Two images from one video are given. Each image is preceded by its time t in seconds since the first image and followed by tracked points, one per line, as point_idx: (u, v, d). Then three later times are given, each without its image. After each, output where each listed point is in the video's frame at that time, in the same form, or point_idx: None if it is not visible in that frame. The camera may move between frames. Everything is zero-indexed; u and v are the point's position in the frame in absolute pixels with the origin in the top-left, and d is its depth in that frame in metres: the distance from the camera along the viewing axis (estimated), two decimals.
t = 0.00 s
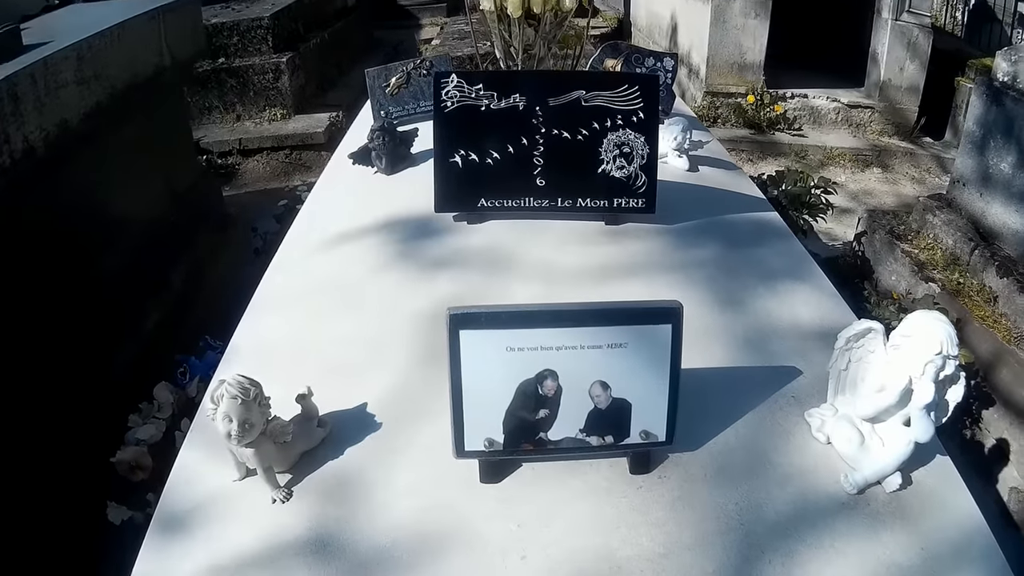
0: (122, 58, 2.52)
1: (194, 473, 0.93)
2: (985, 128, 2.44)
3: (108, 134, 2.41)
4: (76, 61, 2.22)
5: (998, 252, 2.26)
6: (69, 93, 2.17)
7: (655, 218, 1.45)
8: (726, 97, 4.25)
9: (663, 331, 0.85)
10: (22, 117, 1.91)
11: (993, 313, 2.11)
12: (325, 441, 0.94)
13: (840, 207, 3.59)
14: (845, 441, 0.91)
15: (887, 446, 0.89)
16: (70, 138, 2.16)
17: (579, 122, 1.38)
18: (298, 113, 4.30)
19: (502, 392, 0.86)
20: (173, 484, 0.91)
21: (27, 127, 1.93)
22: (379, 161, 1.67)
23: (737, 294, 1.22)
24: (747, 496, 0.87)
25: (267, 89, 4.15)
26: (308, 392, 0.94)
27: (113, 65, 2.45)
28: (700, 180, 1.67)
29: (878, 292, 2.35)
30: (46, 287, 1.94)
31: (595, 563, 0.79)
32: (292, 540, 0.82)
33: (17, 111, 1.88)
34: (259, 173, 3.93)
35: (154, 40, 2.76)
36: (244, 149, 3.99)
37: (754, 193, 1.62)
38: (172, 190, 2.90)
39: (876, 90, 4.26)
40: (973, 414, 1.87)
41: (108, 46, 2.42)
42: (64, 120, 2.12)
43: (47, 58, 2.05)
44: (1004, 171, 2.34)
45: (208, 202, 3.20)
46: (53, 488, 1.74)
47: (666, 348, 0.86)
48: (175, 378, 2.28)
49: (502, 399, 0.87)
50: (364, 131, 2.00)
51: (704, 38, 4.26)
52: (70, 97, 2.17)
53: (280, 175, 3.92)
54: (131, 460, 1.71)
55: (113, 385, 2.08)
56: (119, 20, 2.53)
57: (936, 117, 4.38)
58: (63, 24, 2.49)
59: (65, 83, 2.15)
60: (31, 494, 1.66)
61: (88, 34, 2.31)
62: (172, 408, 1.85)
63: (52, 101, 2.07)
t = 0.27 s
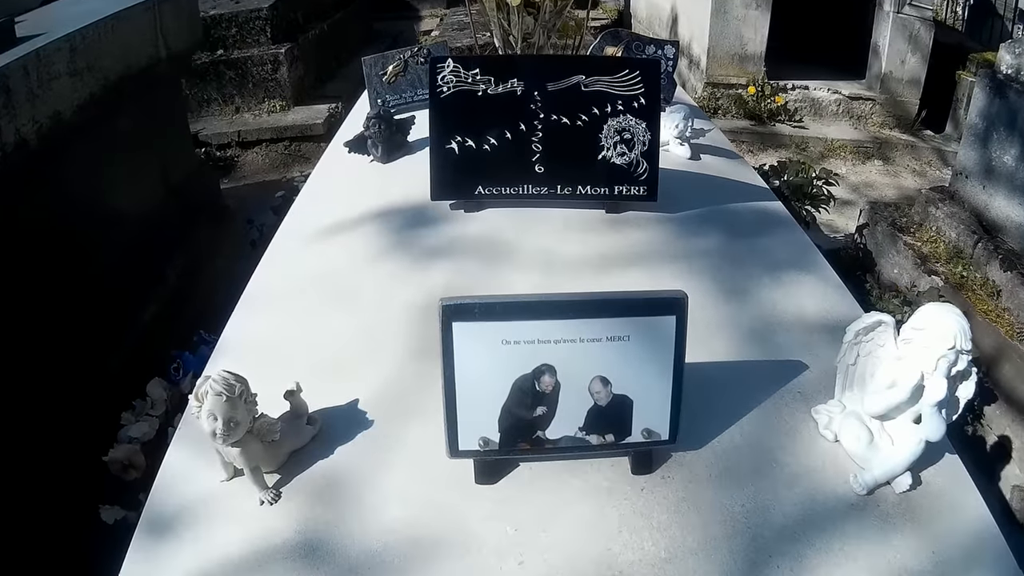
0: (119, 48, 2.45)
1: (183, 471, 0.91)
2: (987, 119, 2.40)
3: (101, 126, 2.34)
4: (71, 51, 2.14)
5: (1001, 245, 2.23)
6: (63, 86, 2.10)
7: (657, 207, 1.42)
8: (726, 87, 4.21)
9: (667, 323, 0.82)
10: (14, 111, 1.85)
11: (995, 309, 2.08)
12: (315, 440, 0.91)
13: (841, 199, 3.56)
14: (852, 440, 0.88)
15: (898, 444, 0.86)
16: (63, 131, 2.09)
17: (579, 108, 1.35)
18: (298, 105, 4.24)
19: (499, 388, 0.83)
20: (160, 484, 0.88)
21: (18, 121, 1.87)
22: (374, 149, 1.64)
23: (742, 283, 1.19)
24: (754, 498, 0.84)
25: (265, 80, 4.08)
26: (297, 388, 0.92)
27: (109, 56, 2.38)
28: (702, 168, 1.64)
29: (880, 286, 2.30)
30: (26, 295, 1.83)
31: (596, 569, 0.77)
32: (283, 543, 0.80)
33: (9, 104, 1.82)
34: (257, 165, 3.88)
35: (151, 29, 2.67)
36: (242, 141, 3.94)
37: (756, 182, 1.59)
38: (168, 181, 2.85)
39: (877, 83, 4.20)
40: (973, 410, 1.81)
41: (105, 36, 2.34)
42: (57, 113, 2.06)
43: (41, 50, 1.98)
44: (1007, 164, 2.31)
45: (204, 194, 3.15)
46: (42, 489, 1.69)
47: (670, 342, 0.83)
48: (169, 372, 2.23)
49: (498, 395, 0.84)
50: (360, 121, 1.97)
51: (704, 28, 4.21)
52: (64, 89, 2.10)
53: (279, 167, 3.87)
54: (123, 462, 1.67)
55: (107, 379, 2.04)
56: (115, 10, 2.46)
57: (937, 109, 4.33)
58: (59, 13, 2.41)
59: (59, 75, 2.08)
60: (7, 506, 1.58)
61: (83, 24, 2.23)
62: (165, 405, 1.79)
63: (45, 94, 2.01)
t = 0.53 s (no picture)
0: (115, 41, 2.41)
1: (175, 469, 0.89)
2: (992, 113, 2.37)
3: (98, 120, 2.31)
4: (65, 44, 2.11)
5: (1005, 239, 2.21)
6: (58, 79, 2.07)
7: (659, 198, 1.40)
8: (728, 80, 4.18)
9: (670, 316, 0.80)
10: (8, 105, 1.82)
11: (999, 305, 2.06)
12: (309, 437, 0.89)
13: (844, 193, 3.53)
14: (857, 437, 0.86)
15: (905, 442, 0.84)
16: (59, 125, 2.06)
17: (579, 95, 1.32)
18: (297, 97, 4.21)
19: (495, 384, 0.81)
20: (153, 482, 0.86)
21: (12, 115, 1.83)
22: (372, 140, 1.61)
23: (745, 277, 1.17)
24: (760, 498, 0.82)
25: (263, 73, 4.05)
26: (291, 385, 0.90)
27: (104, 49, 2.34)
28: (703, 158, 1.61)
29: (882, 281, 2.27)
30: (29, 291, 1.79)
31: (597, 571, 0.75)
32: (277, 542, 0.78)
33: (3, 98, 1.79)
34: (257, 159, 3.85)
35: (146, 20, 2.63)
36: (242, 135, 3.91)
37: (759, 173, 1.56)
38: (167, 175, 2.81)
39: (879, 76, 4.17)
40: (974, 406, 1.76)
41: (99, 28, 2.31)
42: (51, 106, 2.02)
43: (33, 43, 1.95)
44: (1011, 158, 2.28)
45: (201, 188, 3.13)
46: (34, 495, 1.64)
47: (672, 334, 0.80)
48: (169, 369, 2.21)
49: (496, 391, 0.81)
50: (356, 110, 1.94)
51: (706, 20, 4.17)
52: (59, 82, 2.06)
53: (280, 160, 3.85)
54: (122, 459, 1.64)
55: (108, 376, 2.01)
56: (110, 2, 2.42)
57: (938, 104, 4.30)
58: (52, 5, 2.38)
59: (53, 69, 2.04)
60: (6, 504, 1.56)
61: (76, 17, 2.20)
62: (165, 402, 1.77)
63: (40, 88, 1.97)
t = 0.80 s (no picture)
0: (110, 34, 2.39)
1: (170, 467, 0.88)
2: (996, 107, 2.35)
3: (96, 114, 2.29)
4: (59, 37, 2.09)
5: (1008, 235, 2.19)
6: (53, 73, 2.05)
7: (660, 193, 1.38)
8: (728, 73, 4.15)
9: (673, 314, 0.78)
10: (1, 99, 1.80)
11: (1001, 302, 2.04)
12: (306, 435, 0.88)
13: (845, 188, 3.51)
14: (860, 435, 0.85)
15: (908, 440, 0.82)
16: (54, 120, 2.04)
17: (578, 87, 1.31)
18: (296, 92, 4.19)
19: (493, 381, 0.80)
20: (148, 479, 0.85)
21: (5, 109, 1.82)
22: (369, 134, 1.60)
23: (748, 273, 1.16)
24: (763, 497, 0.81)
25: (262, 66, 4.02)
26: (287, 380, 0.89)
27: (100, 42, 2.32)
28: (705, 154, 1.60)
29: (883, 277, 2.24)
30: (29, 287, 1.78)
31: (596, 572, 0.74)
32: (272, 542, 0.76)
33: None
34: (257, 154, 3.83)
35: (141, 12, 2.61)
36: (242, 129, 3.88)
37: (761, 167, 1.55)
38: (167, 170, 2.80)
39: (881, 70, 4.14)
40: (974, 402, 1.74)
41: (95, 21, 2.29)
42: (46, 101, 2.01)
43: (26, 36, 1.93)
44: (1014, 153, 2.26)
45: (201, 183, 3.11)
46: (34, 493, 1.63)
47: (674, 334, 0.79)
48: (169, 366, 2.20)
49: (493, 388, 0.80)
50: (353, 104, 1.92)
51: (707, 14, 4.14)
52: (53, 76, 2.05)
53: (279, 155, 3.83)
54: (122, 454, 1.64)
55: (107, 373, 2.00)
56: None
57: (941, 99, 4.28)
58: None
59: (48, 63, 2.02)
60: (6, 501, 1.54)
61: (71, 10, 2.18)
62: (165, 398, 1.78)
63: (34, 82, 1.95)
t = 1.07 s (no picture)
0: (107, 29, 2.38)
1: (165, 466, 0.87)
2: (999, 103, 2.33)
3: (93, 110, 2.28)
4: (55, 32, 2.08)
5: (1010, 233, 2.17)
6: (49, 68, 2.03)
7: (660, 189, 1.37)
8: (729, 69, 4.13)
9: (675, 312, 0.77)
10: None
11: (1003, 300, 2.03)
12: (302, 434, 0.87)
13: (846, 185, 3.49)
14: (864, 436, 0.84)
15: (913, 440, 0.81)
16: (51, 115, 2.03)
17: (578, 82, 1.29)
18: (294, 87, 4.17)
19: (492, 380, 0.79)
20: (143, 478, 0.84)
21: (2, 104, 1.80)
22: (367, 129, 1.59)
23: (749, 270, 1.14)
24: (764, 498, 0.80)
25: (260, 62, 4.00)
26: (282, 379, 0.88)
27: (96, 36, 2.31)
28: (706, 150, 1.58)
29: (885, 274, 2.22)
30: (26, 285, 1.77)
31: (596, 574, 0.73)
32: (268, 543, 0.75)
33: None
34: (256, 150, 3.82)
35: (138, 7, 2.60)
36: (241, 125, 3.87)
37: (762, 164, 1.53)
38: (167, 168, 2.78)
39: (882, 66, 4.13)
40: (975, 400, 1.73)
41: (92, 15, 2.27)
42: (43, 96, 1.99)
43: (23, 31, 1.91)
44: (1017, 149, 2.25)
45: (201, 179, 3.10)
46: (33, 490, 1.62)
47: (675, 333, 0.78)
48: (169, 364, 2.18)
49: (493, 387, 0.79)
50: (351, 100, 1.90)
51: (708, 9, 4.13)
52: (50, 71, 2.03)
53: (279, 151, 3.82)
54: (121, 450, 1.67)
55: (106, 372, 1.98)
56: None
57: (942, 95, 4.26)
58: None
59: (44, 58, 2.01)
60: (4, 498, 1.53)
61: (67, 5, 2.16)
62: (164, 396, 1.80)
63: (30, 76, 1.94)
